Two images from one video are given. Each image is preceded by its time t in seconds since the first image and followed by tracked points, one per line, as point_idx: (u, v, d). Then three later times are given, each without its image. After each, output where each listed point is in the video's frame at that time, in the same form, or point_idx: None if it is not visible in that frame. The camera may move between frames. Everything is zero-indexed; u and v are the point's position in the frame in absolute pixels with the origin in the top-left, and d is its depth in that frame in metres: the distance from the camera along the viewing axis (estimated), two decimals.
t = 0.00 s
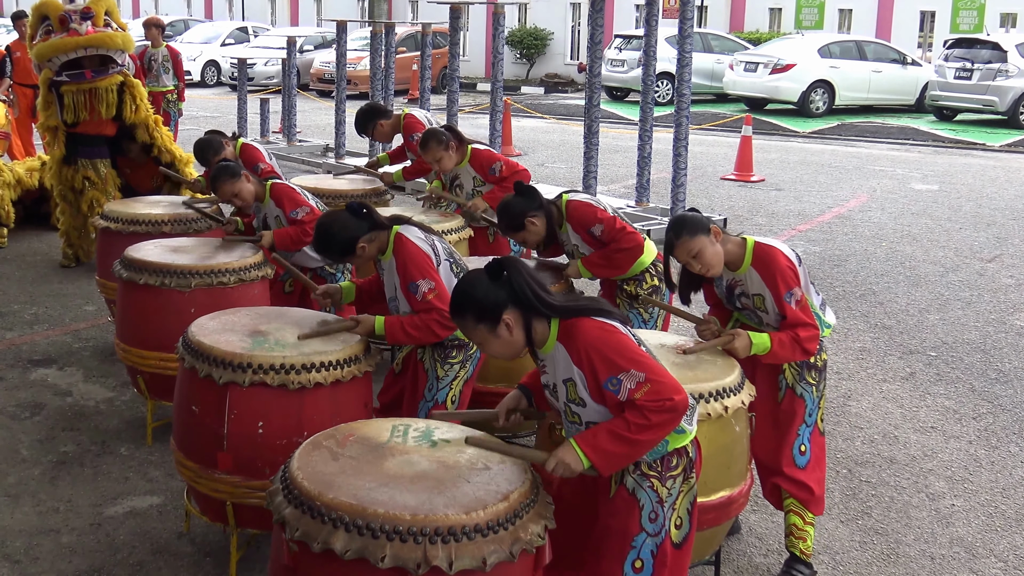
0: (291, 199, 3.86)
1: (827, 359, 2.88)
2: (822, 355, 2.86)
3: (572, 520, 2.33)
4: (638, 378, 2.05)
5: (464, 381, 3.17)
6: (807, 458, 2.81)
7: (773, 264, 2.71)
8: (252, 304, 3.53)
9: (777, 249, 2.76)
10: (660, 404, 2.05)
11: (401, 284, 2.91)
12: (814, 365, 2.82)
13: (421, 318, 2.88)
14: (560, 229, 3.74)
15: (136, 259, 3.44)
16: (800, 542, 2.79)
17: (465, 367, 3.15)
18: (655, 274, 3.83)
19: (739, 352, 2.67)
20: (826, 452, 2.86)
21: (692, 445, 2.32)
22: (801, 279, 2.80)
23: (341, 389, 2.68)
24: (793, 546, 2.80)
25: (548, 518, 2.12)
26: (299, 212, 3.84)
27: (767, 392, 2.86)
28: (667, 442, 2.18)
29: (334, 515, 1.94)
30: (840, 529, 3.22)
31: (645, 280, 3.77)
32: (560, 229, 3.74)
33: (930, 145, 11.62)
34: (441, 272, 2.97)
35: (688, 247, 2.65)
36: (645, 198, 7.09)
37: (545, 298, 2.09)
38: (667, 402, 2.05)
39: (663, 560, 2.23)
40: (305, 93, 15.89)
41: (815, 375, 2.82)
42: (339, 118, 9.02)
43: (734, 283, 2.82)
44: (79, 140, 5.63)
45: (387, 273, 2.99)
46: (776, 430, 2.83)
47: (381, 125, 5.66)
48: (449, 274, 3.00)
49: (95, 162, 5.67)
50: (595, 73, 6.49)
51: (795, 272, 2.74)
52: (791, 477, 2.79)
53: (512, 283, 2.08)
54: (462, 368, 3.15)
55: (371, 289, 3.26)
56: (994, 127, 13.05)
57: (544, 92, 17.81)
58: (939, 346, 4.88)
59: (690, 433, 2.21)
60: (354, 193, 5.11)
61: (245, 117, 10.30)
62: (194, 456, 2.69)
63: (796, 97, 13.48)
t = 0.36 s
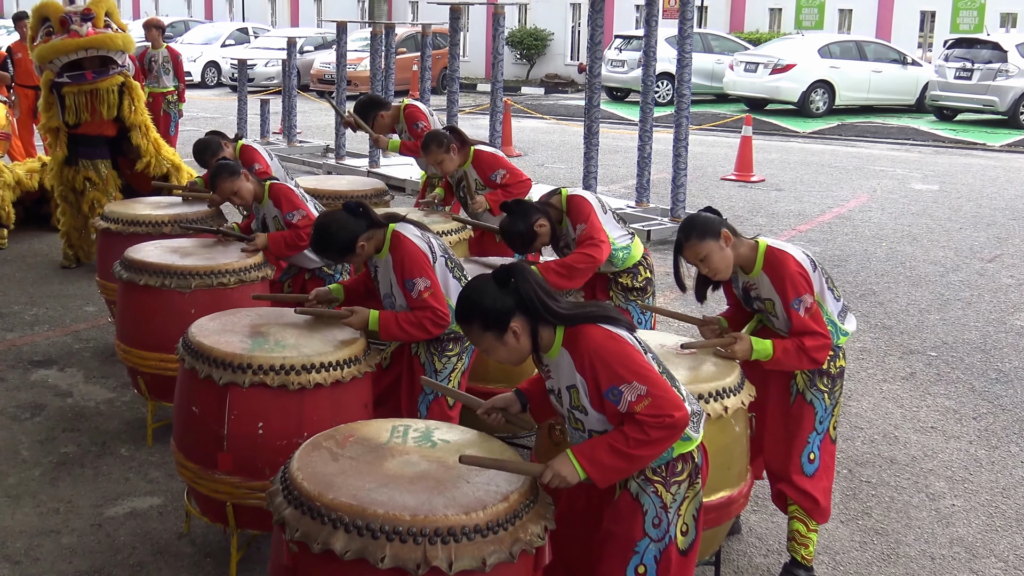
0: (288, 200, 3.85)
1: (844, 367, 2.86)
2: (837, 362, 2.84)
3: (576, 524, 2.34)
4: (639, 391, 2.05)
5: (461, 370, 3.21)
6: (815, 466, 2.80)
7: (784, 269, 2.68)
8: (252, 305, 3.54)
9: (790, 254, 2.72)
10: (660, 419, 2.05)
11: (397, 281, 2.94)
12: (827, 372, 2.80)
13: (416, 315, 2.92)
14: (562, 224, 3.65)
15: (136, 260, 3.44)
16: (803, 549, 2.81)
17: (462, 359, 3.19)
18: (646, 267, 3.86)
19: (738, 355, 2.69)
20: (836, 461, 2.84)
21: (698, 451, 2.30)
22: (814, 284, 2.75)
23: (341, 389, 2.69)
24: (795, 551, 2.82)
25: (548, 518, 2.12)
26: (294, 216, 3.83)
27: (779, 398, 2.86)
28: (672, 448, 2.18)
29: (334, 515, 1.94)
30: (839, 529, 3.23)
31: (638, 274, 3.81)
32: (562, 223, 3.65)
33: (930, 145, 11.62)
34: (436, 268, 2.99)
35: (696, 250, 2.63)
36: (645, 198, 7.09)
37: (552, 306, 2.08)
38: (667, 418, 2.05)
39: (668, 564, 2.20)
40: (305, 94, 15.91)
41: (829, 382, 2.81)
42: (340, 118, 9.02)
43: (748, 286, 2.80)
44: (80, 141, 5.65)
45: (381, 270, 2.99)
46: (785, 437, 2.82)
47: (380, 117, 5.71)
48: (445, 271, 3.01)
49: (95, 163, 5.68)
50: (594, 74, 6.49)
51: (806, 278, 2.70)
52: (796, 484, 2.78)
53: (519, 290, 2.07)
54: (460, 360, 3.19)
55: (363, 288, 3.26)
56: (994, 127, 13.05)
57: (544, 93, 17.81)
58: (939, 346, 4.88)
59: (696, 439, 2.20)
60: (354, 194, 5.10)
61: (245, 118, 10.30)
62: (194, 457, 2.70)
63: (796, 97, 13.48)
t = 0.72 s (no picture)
0: (287, 201, 3.86)
1: (857, 377, 2.83)
2: (851, 371, 2.82)
3: (575, 520, 2.35)
4: (625, 401, 2.05)
5: (454, 369, 3.24)
6: (817, 473, 2.80)
7: (789, 275, 2.67)
8: (252, 306, 3.54)
9: (797, 260, 2.71)
10: (642, 433, 2.04)
11: (394, 281, 2.94)
12: (836, 380, 2.79)
13: (415, 314, 2.93)
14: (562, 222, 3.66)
15: (136, 262, 3.44)
16: (801, 553, 2.82)
17: (456, 357, 3.22)
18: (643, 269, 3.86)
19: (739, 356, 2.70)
20: (841, 470, 2.83)
21: (694, 449, 2.29)
22: (823, 291, 2.73)
23: (341, 391, 2.69)
24: (793, 555, 2.84)
25: (547, 518, 2.12)
26: (294, 216, 3.84)
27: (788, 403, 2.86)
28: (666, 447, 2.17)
29: (334, 516, 1.94)
30: (839, 529, 3.23)
31: (635, 274, 3.80)
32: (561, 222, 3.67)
33: (931, 146, 11.63)
34: (431, 267, 2.99)
35: (701, 254, 2.64)
36: (645, 199, 7.09)
37: (550, 309, 2.08)
38: (649, 433, 2.04)
39: (663, 563, 2.20)
40: (305, 95, 15.91)
41: (838, 391, 2.79)
42: (340, 119, 9.02)
43: (758, 291, 2.78)
44: (80, 141, 5.65)
45: (375, 271, 2.98)
46: (790, 444, 2.83)
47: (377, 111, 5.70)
48: (439, 271, 3.02)
49: (96, 164, 5.68)
50: (594, 74, 6.49)
51: (813, 285, 2.68)
52: (796, 490, 2.78)
53: (517, 291, 2.07)
54: (454, 359, 3.22)
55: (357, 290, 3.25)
56: (995, 127, 13.05)
57: (544, 94, 17.82)
58: (939, 346, 4.88)
59: (691, 439, 2.19)
60: (354, 196, 5.11)
61: (245, 119, 10.31)
62: (194, 458, 2.70)
63: (796, 98, 13.48)
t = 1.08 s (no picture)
0: (287, 199, 3.85)
1: (859, 383, 2.83)
2: (853, 378, 2.81)
3: (571, 525, 2.35)
4: (629, 404, 2.05)
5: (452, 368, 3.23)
6: (816, 480, 2.80)
7: (795, 278, 2.67)
8: (252, 307, 3.54)
9: (804, 263, 2.70)
10: (647, 435, 2.04)
11: (394, 281, 2.95)
12: (836, 386, 2.78)
13: (419, 313, 2.95)
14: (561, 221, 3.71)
15: (136, 263, 3.45)
16: (800, 557, 2.84)
17: (452, 357, 3.21)
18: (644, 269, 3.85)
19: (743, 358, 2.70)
20: (840, 477, 2.84)
21: (695, 460, 2.29)
22: (831, 296, 2.73)
23: (341, 392, 2.69)
24: (791, 559, 2.86)
25: (547, 519, 2.12)
26: (297, 213, 3.84)
27: (789, 407, 2.86)
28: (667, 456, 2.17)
29: (333, 517, 1.94)
30: (840, 529, 3.23)
31: (635, 274, 3.79)
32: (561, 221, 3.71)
33: (931, 146, 11.63)
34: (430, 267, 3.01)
35: (705, 251, 2.65)
36: (645, 199, 7.09)
37: (551, 313, 2.08)
38: (654, 434, 2.04)
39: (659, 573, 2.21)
40: (305, 96, 15.91)
41: (838, 397, 2.79)
42: (340, 120, 9.03)
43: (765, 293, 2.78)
44: (81, 143, 5.65)
45: (372, 272, 2.99)
46: (789, 449, 2.83)
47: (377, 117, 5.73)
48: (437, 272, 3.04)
49: (97, 165, 5.68)
50: (594, 74, 6.49)
51: (819, 289, 2.68)
52: (795, 496, 2.80)
53: (517, 296, 2.08)
54: (449, 358, 3.21)
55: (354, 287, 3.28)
56: (995, 127, 13.05)
57: (544, 94, 17.82)
58: (940, 346, 4.89)
59: (693, 448, 2.19)
60: (354, 197, 5.11)
61: (245, 120, 10.31)
62: (194, 459, 2.70)
63: (796, 98, 13.49)
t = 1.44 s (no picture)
0: (288, 205, 3.78)
1: (857, 388, 2.81)
2: (851, 383, 2.79)
3: (569, 546, 2.33)
4: (644, 414, 2.03)
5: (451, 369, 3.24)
6: (812, 483, 2.80)
7: (793, 283, 2.66)
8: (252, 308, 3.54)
9: (803, 269, 2.70)
10: (662, 443, 2.02)
11: (394, 283, 2.95)
12: (833, 391, 2.77)
13: (419, 312, 2.95)
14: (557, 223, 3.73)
15: (136, 264, 3.45)
16: (798, 558, 2.85)
17: (451, 357, 3.21)
18: (653, 270, 3.82)
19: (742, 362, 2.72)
20: (838, 480, 2.83)
21: (700, 482, 2.27)
22: (830, 302, 2.71)
23: (341, 394, 2.69)
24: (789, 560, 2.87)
25: (547, 522, 2.12)
26: (294, 219, 3.76)
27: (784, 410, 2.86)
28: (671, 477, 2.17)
29: (334, 518, 1.94)
30: (840, 530, 3.23)
31: (642, 275, 3.78)
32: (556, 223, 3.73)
33: (931, 146, 11.63)
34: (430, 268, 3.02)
35: (702, 247, 2.67)
36: (646, 200, 7.09)
37: (557, 324, 2.07)
38: (670, 442, 2.02)
39: None
40: (305, 96, 15.91)
41: (835, 402, 2.77)
42: (340, 121, 9.03)
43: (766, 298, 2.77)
44: (80, 144, 5.65)
45: (371, 272, 3.00)
46: (784, 453, 2.83)
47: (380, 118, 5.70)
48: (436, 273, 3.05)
49: (97, 165, 5.68)
50: (594, 75, 6.49)
51: (817, 294, 2.67)
52: (790, 499, 2.80)
53: (526, 311, 2.08)
54: (448, 358, 3.20)
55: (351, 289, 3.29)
56: (995, 128, 13.06)
57: (544, 95, 17.83)
58: (940, 346, 4.89)
59: (697, 469, 2.21)
60: (353, 197, 5.10)
61: (245, 121, 10.31)
62: (194, 460, 2.70)
63: (796, 98, 13.49)
